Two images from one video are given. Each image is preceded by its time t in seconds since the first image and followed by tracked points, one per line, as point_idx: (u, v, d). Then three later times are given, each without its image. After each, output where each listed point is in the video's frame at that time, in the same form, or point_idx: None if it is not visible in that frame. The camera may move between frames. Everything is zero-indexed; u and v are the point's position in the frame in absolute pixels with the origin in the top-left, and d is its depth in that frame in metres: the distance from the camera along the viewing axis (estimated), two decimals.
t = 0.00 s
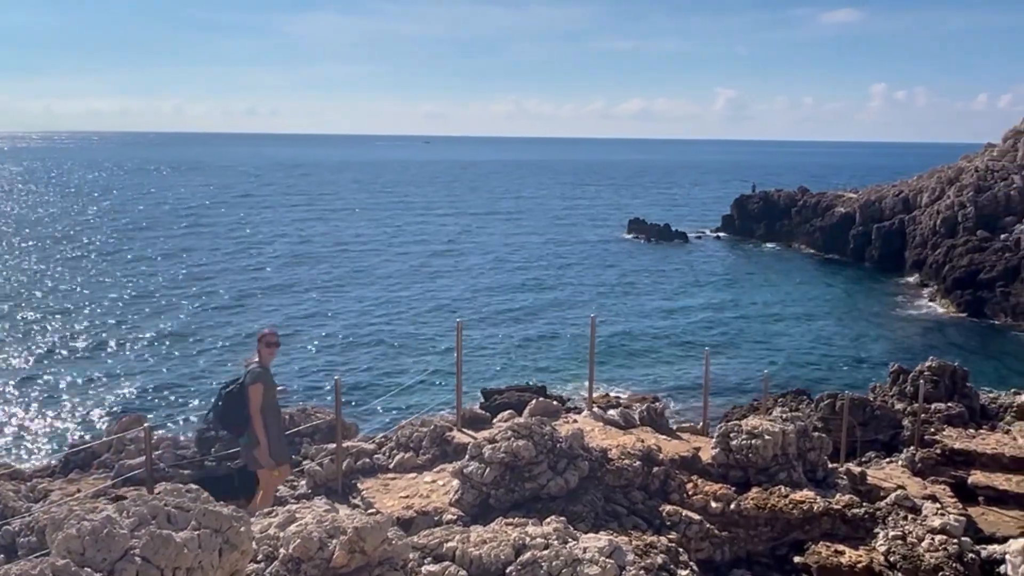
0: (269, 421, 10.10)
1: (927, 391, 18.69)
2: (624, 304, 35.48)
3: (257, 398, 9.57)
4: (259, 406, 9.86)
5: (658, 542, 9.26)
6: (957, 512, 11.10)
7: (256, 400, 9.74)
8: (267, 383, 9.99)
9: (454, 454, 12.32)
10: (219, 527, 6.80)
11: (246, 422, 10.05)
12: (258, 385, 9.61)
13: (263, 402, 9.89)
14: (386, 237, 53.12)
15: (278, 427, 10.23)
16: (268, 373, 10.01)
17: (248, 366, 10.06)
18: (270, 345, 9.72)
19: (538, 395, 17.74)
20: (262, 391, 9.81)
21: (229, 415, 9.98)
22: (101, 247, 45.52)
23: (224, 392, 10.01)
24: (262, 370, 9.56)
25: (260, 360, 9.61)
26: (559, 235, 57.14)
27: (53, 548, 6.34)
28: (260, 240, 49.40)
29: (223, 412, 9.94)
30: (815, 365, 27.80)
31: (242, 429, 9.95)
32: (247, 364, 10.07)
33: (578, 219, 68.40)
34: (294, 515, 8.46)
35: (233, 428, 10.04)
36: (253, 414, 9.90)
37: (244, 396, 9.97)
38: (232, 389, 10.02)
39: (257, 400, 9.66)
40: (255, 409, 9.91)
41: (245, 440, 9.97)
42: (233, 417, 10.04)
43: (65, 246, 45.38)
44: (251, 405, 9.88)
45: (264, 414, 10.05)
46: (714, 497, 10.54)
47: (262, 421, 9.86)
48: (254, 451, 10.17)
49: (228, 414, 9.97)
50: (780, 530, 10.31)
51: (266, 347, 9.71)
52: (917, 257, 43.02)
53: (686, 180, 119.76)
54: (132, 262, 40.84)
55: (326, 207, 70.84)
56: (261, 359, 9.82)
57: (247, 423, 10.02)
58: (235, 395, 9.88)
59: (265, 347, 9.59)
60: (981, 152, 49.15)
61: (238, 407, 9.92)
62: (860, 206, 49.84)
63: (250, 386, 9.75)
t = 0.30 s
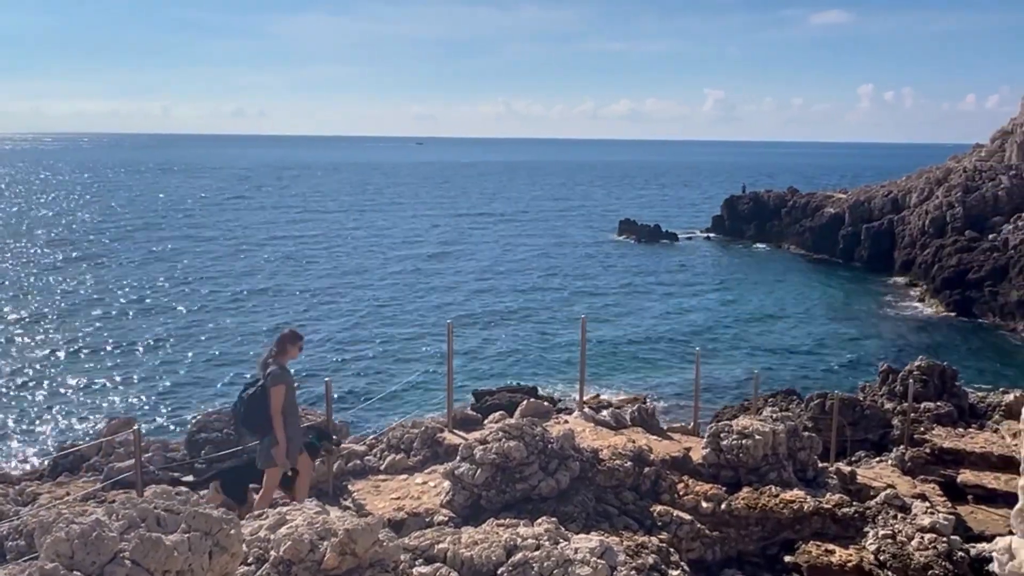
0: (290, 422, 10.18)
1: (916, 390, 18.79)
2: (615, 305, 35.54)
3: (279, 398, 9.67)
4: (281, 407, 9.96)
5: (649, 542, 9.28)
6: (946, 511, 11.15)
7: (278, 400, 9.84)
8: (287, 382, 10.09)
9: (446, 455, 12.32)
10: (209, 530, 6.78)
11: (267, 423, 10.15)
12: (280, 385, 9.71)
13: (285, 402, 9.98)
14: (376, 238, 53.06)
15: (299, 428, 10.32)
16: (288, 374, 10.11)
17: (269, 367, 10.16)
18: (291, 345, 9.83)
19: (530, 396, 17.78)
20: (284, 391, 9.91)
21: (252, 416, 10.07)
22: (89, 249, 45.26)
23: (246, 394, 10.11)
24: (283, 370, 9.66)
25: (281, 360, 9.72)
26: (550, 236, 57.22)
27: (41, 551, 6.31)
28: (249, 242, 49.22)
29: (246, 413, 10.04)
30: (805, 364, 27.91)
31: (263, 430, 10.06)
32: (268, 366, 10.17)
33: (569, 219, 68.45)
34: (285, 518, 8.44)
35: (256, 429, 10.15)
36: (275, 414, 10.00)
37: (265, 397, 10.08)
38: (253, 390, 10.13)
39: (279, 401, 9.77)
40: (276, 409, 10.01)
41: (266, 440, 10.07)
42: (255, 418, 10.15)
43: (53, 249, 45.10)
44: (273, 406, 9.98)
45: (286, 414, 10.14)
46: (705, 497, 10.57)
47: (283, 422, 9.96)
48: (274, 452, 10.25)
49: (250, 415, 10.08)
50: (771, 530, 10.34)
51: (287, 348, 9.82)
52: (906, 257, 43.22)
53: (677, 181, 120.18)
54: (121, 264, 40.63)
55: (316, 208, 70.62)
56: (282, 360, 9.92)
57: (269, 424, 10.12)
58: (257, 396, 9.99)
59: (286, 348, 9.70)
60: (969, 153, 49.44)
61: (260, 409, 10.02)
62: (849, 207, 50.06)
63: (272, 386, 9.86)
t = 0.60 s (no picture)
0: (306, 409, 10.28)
1: (903, 390, 18.89)
2: (603, 305, 35.56)
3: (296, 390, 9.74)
4: (299, 396, 10.03)
5: (637, 542, 9.28)
6: (932, 510, 11.21)
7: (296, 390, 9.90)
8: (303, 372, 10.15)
9: (433, 457, 12.29)
10: (195, 533, 6.73)
11: (285, 412, 10.23)
12: (296, 375, 9.79)
13: (301, 392, 10.07)
14: (364, 239, 52.92)
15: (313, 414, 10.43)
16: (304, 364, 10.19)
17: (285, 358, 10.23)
18: (308, 336, 9.89)
19: (518, 397, 17.77)
20: (301, 382, 9.99)
21: (268, 406, 10.15)
22: (74, 250, 44.90)
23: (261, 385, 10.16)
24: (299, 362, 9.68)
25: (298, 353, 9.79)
26: (538, 236, 57.27)
27: (24, 555, 6.24)
28: (236, 243, 48.97)
29: (262, 404, 10.10)
30: (792, 364, 28.03)
31: (281, 419, 10.13)
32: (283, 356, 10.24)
33: (557, 220, 68.47)
34: (272, 520, 8.39)
35: (272, 418, 10.24)
36: (292, 404, 10.08)
37: (282, 387, 10.15)
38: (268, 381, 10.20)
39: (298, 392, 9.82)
40: (294, 398, 10.12)
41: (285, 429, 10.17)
42: (271, 408, 10.21)
43: (37, 250, 44.73)
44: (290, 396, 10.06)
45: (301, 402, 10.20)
46: (693, 497, 10.59)
47: (300, 411, 10.06)
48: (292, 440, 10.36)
49: (267, 405, 10.14)
50: (758, 529, 10.36)
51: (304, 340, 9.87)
52: (892, 257, 43.45)
53: (665, 181, 120.60)
54: (107, 265, 40.36)
55: (303, 209, 70.37)
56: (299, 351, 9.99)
57: (286, 413, 10.20)
58: (273, 386, 10.05)
59: (303, 340, 9.76)
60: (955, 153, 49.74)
61: (276, 399, 10.09)
62: (836, 207, 50.30)
63: (288, 377, 9.93)
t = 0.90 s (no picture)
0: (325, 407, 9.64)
1: (887, 390, 19.00)
2: (589, 305, 35.64)
3: (318, 385, 9.07)
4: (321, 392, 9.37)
5: (623, 542, 9.28)
6: (916, 509, 11.25)
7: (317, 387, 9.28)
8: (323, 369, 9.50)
9: (419, 458, 12.26)
10: (177, 535, 6.67)
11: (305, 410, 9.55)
12: (315, 373, 9.13)
13: (322, 388, 9.42)
14: (350, 239, 52.86)
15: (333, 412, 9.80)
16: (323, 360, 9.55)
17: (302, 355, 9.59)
18: (326, 332, 9.24)
19: (504, 397, 17.77)
20: (322, 376, 9.35)
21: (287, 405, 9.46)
22: (57, 250, 44.61)
23: (279, 383, 9.49)
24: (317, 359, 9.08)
25: (317, 346, 9.16)
26: (524, 237, 57.34)
27: (4, 559, 6.15)
28: (221, 243, 48.81)
29: (280, 402, 9.41)
30: (776, 364, 28.17)
31: (301, 418, 9.43)
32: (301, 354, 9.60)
33: (543, 220, 68.59)
34: (257, 521, 8.34)
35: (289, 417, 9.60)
36: (314, 401, 9.40)
37: (301, 384, 9.48)
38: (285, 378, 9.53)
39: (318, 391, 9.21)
40: (315, 395, 9.43)
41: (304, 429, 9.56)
42: (290, 407, 9.52)
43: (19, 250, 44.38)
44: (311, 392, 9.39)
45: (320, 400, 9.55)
46: (678, 497, 10.60)
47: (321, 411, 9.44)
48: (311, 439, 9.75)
49: (285, 404, 9.44)
50: (743, 529, 10.39)
51: (322, 333, 9.27)
52: (876, 257, 43.72)
53: (651, 181, 121.13)
54: (90, 265, 40.14)
55: (289, 209, 70.25)
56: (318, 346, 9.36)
57: (307, 411, 9.50)
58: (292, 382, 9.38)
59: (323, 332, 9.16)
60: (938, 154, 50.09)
61: (296, 397, 9.41)
62: (821, 208, 50.58)
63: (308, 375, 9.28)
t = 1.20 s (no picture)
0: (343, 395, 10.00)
1: (869, 390, 19.12)
2: (573, 306, 35.65)
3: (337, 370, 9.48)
4: (338, 380, 9.67)
5: (607, 542, 9.29)
6: (898, 508, 11.32)
7: (335, 374, 9.63)
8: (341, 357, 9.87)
9: (403, 459, 12.21)
10: (157, 538, 6.61)
11: (323, 396, 9.89)
12: (335, 359, 9.54)
13: (341, 375, 9.74)
14: (334, 240, 52.70)
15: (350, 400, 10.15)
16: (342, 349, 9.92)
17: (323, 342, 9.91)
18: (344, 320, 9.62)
19: (488, 398, 17.75)
20: (340, 365, 9.64)
21: (306, 390, 9.81)
22: (37, 251, 44.18)
23: (299, 367, 9.83)
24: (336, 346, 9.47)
25: (335, 335, 9.46)
26: (508, 237, 57.34)
27: None
28: (203, 244, 48.48)
29: (299, 387, 9.78)
30: (760, 364, 28.28)
31: (319, 403, 9.77)
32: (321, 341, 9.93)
33: (528, 221, 68.63)
34: (238, 524, 8.27)
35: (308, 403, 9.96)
36: (331, 388, 9.71)
37: (320, 370, 9.81)
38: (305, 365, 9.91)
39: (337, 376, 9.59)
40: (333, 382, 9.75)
41: (322, 415, 9.91)
42: (309, 393, 9.86)
43: None
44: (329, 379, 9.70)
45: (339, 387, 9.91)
46: (663, 497, 10.62)
47: (339, 398, 9.80)
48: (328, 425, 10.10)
49: (304, 389, 9.79)
50: (727, 528, 10.42)
51: (341, 322, 9.56)
52: (859, 258, 44.00)
53: (635, 182, 121.57)
54: (71, 266, 39.77)
55: (273, 210, 69.90)
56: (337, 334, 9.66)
57: (325, 397, 9.84)
58: (312, 369, 9.72)
59: (341, 322, 9.46)
60: (919, 156, 50.45)
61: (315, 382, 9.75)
62: (804, 209, 50.87)
63: (327, 361, 9.67)
